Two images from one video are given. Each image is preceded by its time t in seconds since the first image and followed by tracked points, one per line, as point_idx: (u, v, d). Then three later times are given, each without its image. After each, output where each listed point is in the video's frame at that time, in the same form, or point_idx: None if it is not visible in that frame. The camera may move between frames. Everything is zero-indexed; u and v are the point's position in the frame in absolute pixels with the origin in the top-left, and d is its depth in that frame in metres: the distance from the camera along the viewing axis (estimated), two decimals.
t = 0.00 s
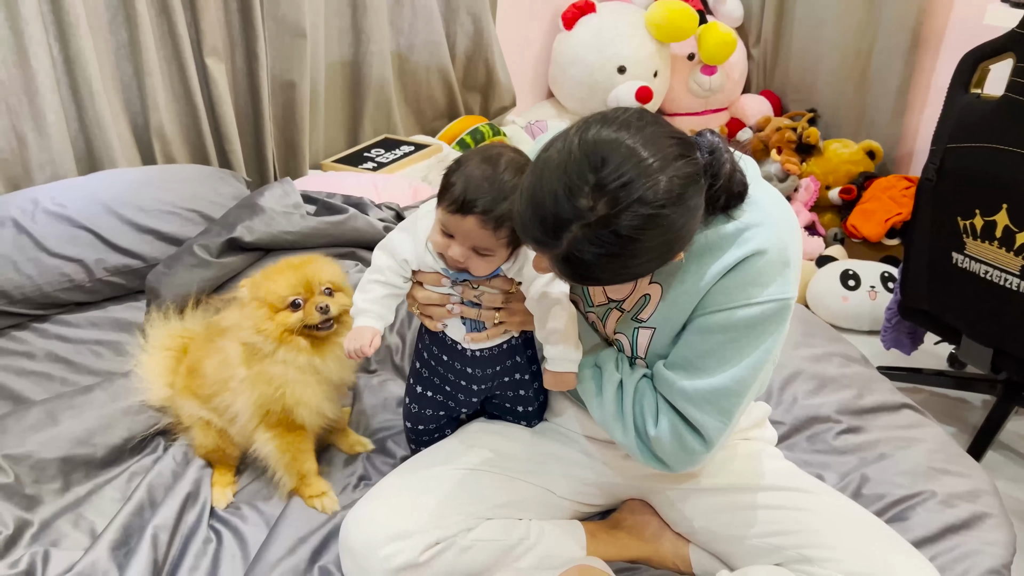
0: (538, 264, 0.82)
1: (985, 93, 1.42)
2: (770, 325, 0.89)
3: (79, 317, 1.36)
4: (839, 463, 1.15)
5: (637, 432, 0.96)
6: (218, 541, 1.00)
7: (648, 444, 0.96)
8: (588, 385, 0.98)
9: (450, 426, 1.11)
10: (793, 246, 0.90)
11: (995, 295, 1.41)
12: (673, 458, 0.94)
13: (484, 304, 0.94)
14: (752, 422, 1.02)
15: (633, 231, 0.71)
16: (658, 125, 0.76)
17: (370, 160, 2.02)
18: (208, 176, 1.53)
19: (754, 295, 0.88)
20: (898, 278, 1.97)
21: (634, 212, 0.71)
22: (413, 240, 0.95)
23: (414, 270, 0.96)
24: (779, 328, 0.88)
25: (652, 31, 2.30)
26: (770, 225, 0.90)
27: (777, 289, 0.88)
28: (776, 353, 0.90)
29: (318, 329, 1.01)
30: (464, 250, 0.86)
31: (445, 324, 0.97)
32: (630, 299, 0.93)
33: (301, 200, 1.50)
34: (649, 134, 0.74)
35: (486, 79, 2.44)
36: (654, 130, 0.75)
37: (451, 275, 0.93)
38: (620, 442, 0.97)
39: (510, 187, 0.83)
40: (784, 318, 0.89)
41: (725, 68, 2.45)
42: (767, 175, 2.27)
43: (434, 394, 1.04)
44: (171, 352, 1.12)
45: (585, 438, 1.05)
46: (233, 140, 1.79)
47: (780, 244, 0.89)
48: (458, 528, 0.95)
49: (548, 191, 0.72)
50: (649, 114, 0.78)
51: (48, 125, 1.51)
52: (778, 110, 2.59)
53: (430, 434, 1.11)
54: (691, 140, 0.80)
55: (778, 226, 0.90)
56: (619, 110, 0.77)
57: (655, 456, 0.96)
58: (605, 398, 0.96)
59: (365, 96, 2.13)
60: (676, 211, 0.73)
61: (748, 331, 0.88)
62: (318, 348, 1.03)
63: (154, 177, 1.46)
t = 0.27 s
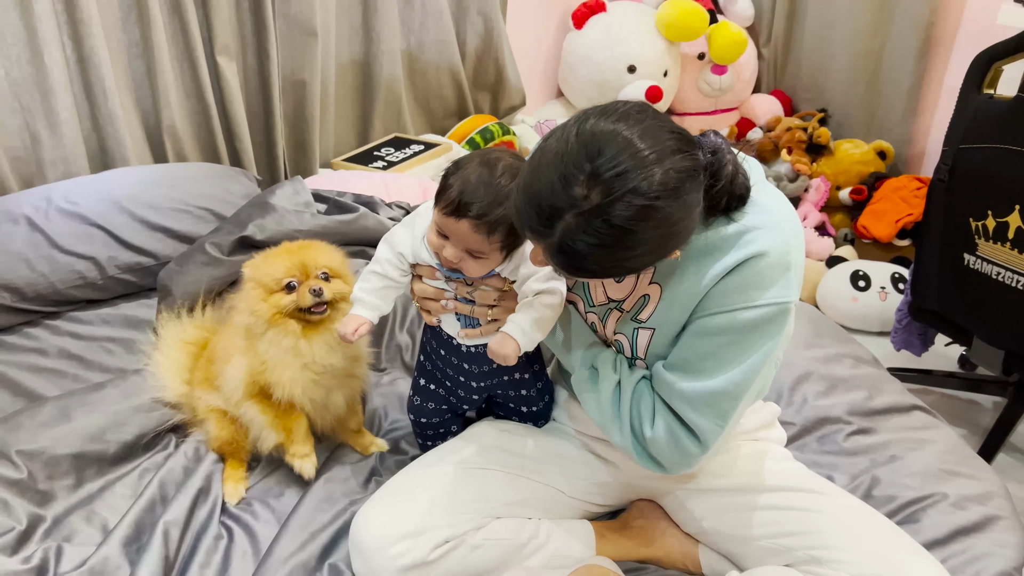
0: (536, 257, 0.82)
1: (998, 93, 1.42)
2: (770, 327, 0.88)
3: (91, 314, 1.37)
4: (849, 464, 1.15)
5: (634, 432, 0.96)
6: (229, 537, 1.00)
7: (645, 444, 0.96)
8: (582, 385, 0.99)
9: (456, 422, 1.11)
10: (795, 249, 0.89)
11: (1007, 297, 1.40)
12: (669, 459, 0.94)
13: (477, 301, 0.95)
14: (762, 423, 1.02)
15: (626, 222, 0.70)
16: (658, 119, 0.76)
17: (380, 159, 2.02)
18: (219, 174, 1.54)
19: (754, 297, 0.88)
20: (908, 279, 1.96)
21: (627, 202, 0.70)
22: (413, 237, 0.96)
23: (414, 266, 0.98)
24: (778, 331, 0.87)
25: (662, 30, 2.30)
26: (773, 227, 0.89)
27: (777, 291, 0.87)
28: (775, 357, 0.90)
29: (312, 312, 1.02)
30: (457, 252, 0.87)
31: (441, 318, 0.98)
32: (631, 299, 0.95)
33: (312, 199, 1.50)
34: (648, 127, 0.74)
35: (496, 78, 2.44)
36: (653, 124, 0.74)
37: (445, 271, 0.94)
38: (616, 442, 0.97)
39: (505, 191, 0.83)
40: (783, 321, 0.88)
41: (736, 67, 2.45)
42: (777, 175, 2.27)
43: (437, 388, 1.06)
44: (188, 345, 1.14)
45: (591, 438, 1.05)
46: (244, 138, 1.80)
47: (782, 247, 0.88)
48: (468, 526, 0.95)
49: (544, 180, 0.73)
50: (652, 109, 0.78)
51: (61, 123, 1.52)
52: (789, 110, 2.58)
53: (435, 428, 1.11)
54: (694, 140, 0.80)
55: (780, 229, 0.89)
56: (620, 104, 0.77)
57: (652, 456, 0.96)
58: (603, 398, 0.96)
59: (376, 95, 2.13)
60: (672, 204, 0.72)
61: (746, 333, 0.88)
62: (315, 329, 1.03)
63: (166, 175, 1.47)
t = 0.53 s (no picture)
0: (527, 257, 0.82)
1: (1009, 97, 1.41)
2: (764, 331, 0.87)
3: (101, 315, 1.37)
4: (857, 470, 1.15)
5: (629, 436, 0.96)
6: (236, 540, 1.01)
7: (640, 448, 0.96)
8: (580, 392, 0.98)
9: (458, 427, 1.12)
10: (789, 253, 0.88)
11: (1017, 303, 1.39)
12: (663, 462, 0.94)
13: (469, 304, 0.95)
14: (766, 428, 1.01)
15: (613, 219, 0.70)
16: (648, 118, 0.75)
17: (388, 161, 2.03)
18: (229, 176, 1.54)
19: (748, 301, 0.87)
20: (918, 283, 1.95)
21: (613, 198, 0.70)
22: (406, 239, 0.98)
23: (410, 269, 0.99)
24: (771, 334, 0.86)
25: (671, 32, 2.29)
26: (766, 230, 0.88)
27: (770, 295, 0.87)
28: (769, 360, 0.89)
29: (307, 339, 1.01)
30: (440, 253, 0.87)
31: (436, 321, 0.99)
32: (627, 303, 0.95)
33: (320, 201, 1.51)
34: (637, 125, 0.73)
35: (504, 80, 2.44)
36: (643, 122, 0.74)
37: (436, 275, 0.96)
38: (611, 445, 0.97)
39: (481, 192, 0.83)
40: (778, 324, 0.87)
41: (745, 70, 2.44)
42: (786, 178, 2.27)
43: (437, 393, 1.06)
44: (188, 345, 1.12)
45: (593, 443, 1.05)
46: (253, 140, 1.80)
47: (775, 251, 0.87)
48: (474, 530, 0.95)
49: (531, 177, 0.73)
50: (643, 109, 0.77)
51: (71, 124, 1.52)
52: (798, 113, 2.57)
53: (438, 433, 1.12)
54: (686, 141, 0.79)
55: (774, 232, 0.88)
56: (610, 104, 0.76)
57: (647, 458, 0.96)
58: (598, 403, 0.96)
59: (384, 97, 2.14)
60: (660, 202, 0.71)
61: (739, 337, 0.87)
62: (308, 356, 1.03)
63: (175, 177, 1.48)
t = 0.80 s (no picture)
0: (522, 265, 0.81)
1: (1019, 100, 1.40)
2: (762, 331, 0.86)
3: (107, 317, 1.38)
4: (864, 476, 1.14)
5: (630, 439, 0.96)
6: (239, 543, 1.01)
7: (641, 451, 0.96)
8: (580, 398, 0.97)
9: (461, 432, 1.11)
10: (785, 251, 0.88)
11: None
12: (665, 465, 0.93)
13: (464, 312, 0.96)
14: (769, 430, 1.01)
15: (605, 225, 0.70)
16: (637, 121, 0.75)
17: (395, 164, 2.02)
18: (235, 178, 1.55)
19: (746, 301, 0.86)
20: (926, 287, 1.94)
21: (605, 204, 0.69)
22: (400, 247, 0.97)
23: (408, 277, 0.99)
24: (770, 334, 0.86)
25: (679, 35, 2.29)
26: (761, 229, 0.88)
27: (767, 294, 0.86)
28: (769, 360, 0.88)
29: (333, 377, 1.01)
30: (429, 262, 0.87)
31: (434, 329, 1.00)
32: (627, 307, 0.94)
33: (326, 204, 1.51)
34: (625, 129, 0.73)
35: (511, 83, 2.44)
36: (632, 126, 0.74)
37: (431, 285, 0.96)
38: (612, 449, 0.97)
39: (465, 199, 0.83)
40: (776, 324, 0.86)
41: (753, 72, 2.43)
42: (793, 182, 2.26)
43: (437, 398, 1.06)
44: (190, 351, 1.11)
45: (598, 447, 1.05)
46: (260, 142, 1.81)
47: (771, 249, 0.87)
48: (477, 535, 0.94)
49: (521, 184, 0.72)
50: (631, 112, 0.77)
51: (79, 126, 1.53)
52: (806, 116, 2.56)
53: (440, 439, 1.11)
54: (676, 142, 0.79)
55: (769, 231, 0.88)
56: (598, 108, 0.76)
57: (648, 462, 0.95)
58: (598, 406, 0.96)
59: (391, 100, 2.14)
60: (651, 205, 0.71)
61: (738, 337, 0.87)
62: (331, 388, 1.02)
63: (181, 179, 1.48)
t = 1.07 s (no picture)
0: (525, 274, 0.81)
1: None
2: (766, 338, 0.86)
3: (113, 324, 1.38)
4: (869, 483, 1.14)
5: (636, 447, 0.96)
6: (244, 550, 1.01)
7: (647, 459, 0.96)
8: (587, 405, 0.98)
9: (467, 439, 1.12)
10: (786, 258, 0.88)
11: None
12: (671, 473, 0.93)
13: (471, 320, 0.96)
14: (775, 439, 1.00)
15: (608, 235, 0.70)
16: (637, 132, 0.75)
17: (400, 171, 2.03)
18: (241, 185, 1.55)
19: (749, 308, 0.86)
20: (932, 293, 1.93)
21: (607, 214, 0.69)
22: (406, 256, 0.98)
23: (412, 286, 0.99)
24: (773, 341, 0.85)
25: (684, 41, 2.29)
26: (763, 237, 0.88)
27: (770, 302, 0.86)
28: (772, 367, 0.88)
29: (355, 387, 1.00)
30: (433, 266, 0.87)
31: (439, 336, 1.00)
32: (630, 315, 0.94)
33: (331, 211, 1.52)
34: (626, 139, 0.73)
35: (516, 89, 2.45)
36: (632, 137, 0.74)
37: (436, 292, 0.96)
38: (618, 457, 0.97)
39: (469, 204, 0.83)
40: (779, 331, 0.86)
41: (758, 78, 2.43)
42: (799, 188, 2.25)
43: (443, 406, 1.07)
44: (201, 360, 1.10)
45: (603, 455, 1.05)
46: (266, 149, 1.81)
47: (773, 256, 0.87)
48: (481, 542, 0.94)
49: (524, 196, 0.72)
50: (631, 122, 0.77)
51: (86, 134, 1.54)
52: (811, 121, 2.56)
53: (445, 447, 1.11)
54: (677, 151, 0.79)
55: (770, 238, 0.88)
56: (599, 118, 0.76)
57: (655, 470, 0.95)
58: (604, 414, 0.96)
59: (396, 106, 2.14)
60: (653, 215, 0.71)
61: (741, 345, 0.87)
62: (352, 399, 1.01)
63: (188, 186, 1.49)
